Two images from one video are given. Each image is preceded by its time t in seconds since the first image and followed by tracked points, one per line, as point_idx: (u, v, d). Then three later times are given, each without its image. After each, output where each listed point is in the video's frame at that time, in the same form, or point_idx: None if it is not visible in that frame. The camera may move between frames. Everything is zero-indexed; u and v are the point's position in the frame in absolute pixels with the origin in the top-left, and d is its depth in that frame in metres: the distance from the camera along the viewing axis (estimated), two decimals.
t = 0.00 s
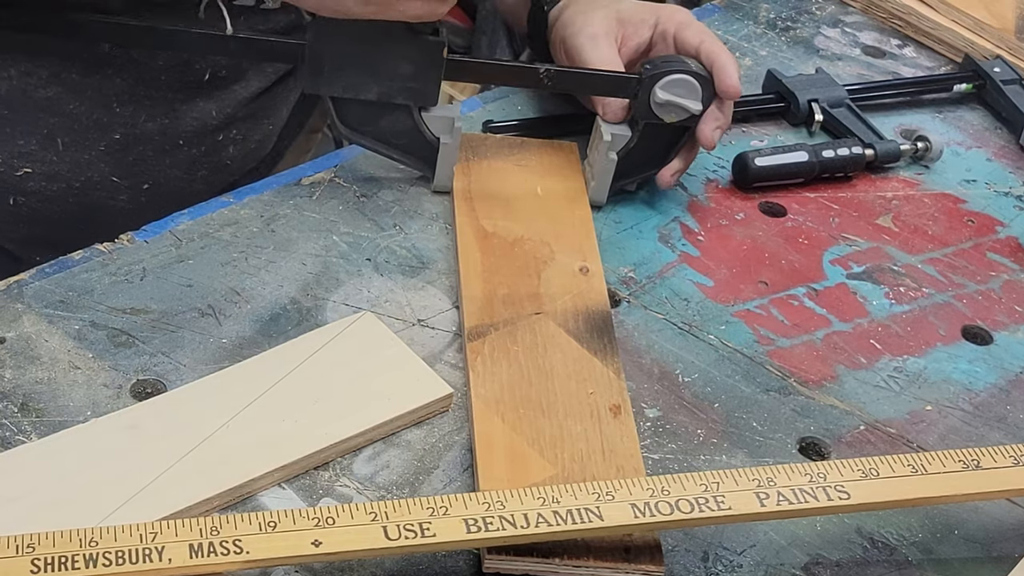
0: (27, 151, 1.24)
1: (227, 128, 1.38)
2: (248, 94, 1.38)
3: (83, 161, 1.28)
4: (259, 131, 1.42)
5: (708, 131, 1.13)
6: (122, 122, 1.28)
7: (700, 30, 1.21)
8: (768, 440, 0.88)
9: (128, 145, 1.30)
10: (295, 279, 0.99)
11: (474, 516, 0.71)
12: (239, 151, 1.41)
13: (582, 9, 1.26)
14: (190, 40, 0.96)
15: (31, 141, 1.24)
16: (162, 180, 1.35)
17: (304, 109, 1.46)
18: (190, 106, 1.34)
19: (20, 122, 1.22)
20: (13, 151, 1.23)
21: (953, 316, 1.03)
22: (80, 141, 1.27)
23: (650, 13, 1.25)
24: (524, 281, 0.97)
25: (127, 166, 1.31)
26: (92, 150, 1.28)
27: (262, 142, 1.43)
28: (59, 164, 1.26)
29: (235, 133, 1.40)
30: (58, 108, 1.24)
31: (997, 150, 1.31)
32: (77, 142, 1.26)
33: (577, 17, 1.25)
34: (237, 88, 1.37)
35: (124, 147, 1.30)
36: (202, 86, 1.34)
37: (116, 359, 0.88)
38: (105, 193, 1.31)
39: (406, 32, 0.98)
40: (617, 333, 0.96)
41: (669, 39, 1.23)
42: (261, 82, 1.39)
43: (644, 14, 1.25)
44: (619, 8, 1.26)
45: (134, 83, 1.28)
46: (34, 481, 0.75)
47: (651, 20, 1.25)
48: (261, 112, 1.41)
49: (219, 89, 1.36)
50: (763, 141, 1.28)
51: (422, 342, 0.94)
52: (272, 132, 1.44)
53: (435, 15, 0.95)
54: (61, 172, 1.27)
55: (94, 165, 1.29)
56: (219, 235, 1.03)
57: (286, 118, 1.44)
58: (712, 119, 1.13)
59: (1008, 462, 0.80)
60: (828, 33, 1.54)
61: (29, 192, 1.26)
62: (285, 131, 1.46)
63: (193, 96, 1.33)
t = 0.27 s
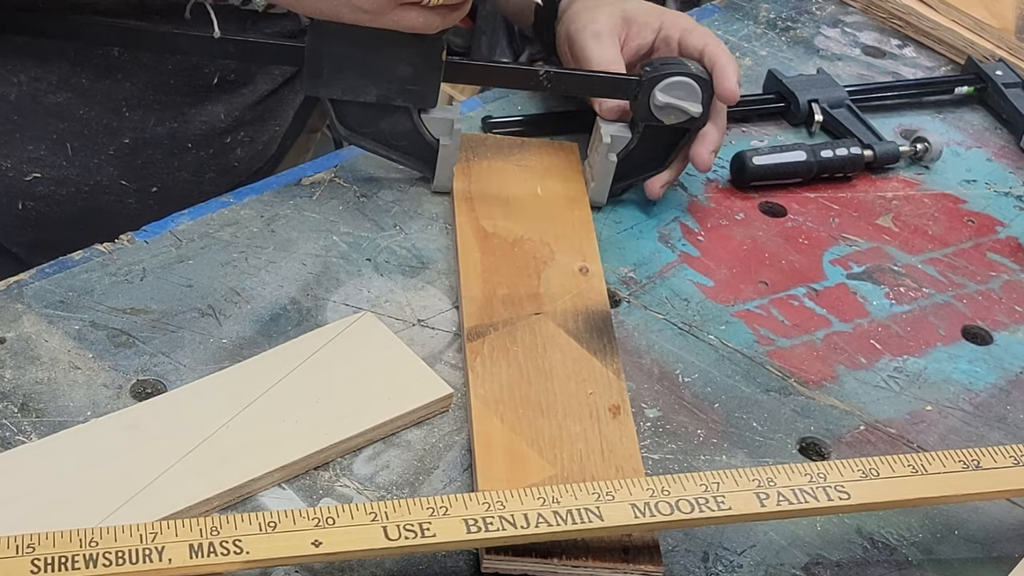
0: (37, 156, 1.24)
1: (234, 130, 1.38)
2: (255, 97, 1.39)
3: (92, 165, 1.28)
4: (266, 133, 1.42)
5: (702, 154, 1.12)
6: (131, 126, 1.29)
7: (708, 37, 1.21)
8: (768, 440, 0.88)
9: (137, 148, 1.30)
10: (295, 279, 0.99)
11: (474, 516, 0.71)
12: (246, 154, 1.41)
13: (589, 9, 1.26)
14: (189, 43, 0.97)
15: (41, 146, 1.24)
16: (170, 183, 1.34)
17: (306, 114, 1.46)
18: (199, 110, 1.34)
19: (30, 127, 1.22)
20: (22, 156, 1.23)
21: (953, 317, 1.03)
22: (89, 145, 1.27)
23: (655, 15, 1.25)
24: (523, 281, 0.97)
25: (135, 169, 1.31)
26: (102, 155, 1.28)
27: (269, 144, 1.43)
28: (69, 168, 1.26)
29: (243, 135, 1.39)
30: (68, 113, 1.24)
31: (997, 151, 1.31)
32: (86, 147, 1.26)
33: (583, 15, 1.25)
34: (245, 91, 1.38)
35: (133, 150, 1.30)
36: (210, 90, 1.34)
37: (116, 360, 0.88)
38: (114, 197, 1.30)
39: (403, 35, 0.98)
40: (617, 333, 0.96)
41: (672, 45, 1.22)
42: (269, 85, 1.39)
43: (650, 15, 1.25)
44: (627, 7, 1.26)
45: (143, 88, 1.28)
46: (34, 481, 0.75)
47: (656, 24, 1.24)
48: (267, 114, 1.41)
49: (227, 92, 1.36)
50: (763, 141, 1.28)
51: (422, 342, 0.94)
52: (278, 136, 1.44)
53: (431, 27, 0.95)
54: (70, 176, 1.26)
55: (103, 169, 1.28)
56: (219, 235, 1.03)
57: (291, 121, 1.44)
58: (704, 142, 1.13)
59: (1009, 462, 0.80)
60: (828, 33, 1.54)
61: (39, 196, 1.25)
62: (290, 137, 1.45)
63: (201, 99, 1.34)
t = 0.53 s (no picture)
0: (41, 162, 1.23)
1: (239, 134, 1.38)
2: (260, 101, 1.39)
3: (97, 170, 1.27)
4: (270, 137, 1.43)
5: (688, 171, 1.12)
6: (136, 131, 1.28)
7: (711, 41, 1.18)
8: (768, 440, 0.88)
9: (141, 153, 1.30)
10: (295, 279, 0.99)
11: (474, 516, 0.71)
12: (250, 157, 1.41)
13: (586, 20, 1.25)
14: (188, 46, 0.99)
15: (45, 151, 1.22)
16: (175, 187, 1.34)
17: (308, 116, 1.47)
18: (204, 115, 1.34)
19: (34, 133, 1.21)
20: (26, 162, 1.22)
21: (953, 316, 1.03)
22: (94, 151, 1.26)
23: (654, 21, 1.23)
24: (523, 281, 0.97)
25: (139, 175, 1.30)
26: (106, 160, 1.27)
27: (272, 148, 1.43)
28: (74, 174, 1.25)
29: (247, 139, 1.40)
30: (73, 118, 1.23)
31: (997, 151, 1.31)
32: (91, 152, 1.26)
33: (584, 19, 1.25)
34: (250, 96, 1.38)
35: (138, 155, 1.29)
36: (215, 95, 1.34)
37: (116, 359, 0.88)
38: (118, 202, 1.30)
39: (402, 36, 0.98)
40: (616, 333, 0.96)
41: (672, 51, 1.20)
42: (273, 90, 1.40)
43: (648, 21, 1.24)
44: (626, 12, 1.25)
45: (148, 93, 1.28)
46: (35, 481, 0.75)
47: (653, 32, 1.23)
48: (272, 118, 1.42)
49: (232, 96, 1.36)
50: (763, 141, 1.28)
51: (422, 341, 0.94)
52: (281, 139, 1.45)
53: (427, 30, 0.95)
54: (75, 181, 1.25)
55: (108, 174, 1.28)
56: (219, 235, 1.03)
57: (295, 124, 1.45)
58: (691, 158, 1.12)
59: (1008, 462, 0.80)
60: (828, 33, 1.54)
61: (44, 202, 1.24)
62: (292, 138, 1.47)
63: (206, 104, 1.34)
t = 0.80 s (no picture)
0: (42, 168, 1.22)
1: (239, 140, 1.38)
2: (261, 107, 1.39)
3: (97, 176, 1.27)
4: (271, 142, 1.43)
5: (682, 171, 1.12)
6: (137, 138, 1.28)
7: (710, 45, 1.16)
8: (768, 440, 0.88)
9: (142, 159, 1.30)
10: (295, 279, 0.99)
11: (474, 516, 0.71)
12: (251, 163, 1.42)
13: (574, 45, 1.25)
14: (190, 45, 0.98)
15: (46, 157, 1.22)
16: (175, 193, 1.34)
17: (311, 118, 1.48)
18: (205, 121, 1.34)
19: (35, 140, 1.21)
20: (26, 168, 1.21)
21: (953, 316, 1.03)
22: (94, 157, 1.25)
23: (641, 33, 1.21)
24: (523, 281, 0.97)
25: (140, 180, 1.30)
26: (107, 166, 1.27)
27: (273, 153, 1.44)
28: (74, 180, 1.25)
29: (247, 145, 1.40)
30: (73, 125, 1.22)
31: (997, 150, 1.31)
32: (91, 158, 1.25)
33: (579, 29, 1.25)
34: (251, 102, 1.38)
35: (138, 161, 1.29)
36: (215, 101, 1.34)
37: (116, 359, 0.88)
38: (118, 207, 1.30)
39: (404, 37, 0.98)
40: (616, 333, 0.96)
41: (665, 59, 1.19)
42: (274, 96, 1.40)
43: (634, 34, 1.22)
44: (612, 28, 1.24)
45: (149, 99, 1.27)
46: (34, 481, 0.75)
47: (640, 43, 1.21)
48: (273, 124, 1.42)
49: (233, 102, 1.36)
50: (763, 141, 1.28)
51: (422, 341, 0.94)
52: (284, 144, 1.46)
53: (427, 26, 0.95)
54: (75, 187, 1.25)
55: (108, 180, 1.28)
56: (219, 235, 1.03)
57: (296, 127, 1.46)
58: (686, 158, 1.12)
59: (1008, 462, 0.80)
60: (828, 33, 1.54)
61: (44, 207, 1.24)
62: (295, 141, 1.48)
63: (206, 110, 1.34)
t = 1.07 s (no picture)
0: (42, 173, 1.22)
1: (240, 146, 1.39)
2: (262, 113, 1.40)
3: (97, 181, 1.27)
4: (271, 147, 1.43)
5: (679, 173, 1.12)
6: (137, 144, 1.28)
7: (710, 45, 1.15)
8: (768, 440, 0.88)
9: (142, 165, 1.30)
10: (294, 279, 0.99)
11: (474, 516, 0.71)
12: (251, 168, 1.42)
13: (567, 54, 1.25)
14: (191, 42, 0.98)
15: (46, 162, 1.22)
16: (175, 199, 1.34)
17: (311, 120, 1.48)
18: (205, 127, 1.34)
19: (34, 144, 1.20)
20: (26, 172, 1.21)
21: (953, 316, 1.03)
22: (94, 163, 1.25)
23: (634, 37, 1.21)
24: (524, 280, 0.97)
25: (139, 186, 1.31)
26: (106, 172, 1.27)
27: (273, 158, 1.44)
28: (74, 185, 1.25)
29: (248, 151, 1.40)
30: (73, 130, 1.22)
31: (997, 150, 1.31)
32: (91, 164, 1.25)
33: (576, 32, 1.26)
34: (251, 108, 1.39)
35: (138, 167, 1.29)
36: (216, 107, 1.34)
37: (116, 359, 0.88)
38: (117, 213, 1.30)
39: (407, 33, 0.98)
40: (616, 333, 0.96)
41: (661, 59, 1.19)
42: (274, 102, 1.40)
43: (627, 38, 1.22)
44: (605, 33, 1.24)
45: (149, 105, 1.27)
46: (34, 481, 0.75)
47: (633, 47, 1.21)
48: (273, 129, 1.42)
49: (233, 108, 1.36)
50: (763, 141, 1.28)
51: (422, 341, 0.94)
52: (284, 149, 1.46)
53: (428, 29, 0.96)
54: (75, 192, 1.25)
55: (107, 185, 1.28)
56: (219, 235, 1.03)
57: (296, 132, 1.46)
58: (683, 159, 1.12)
59: (1008, 462, 0.80)
60: (828, 33, 1.54)
61: (43, 212, 1.24)
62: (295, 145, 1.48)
63: (207, 116, 1.34)
